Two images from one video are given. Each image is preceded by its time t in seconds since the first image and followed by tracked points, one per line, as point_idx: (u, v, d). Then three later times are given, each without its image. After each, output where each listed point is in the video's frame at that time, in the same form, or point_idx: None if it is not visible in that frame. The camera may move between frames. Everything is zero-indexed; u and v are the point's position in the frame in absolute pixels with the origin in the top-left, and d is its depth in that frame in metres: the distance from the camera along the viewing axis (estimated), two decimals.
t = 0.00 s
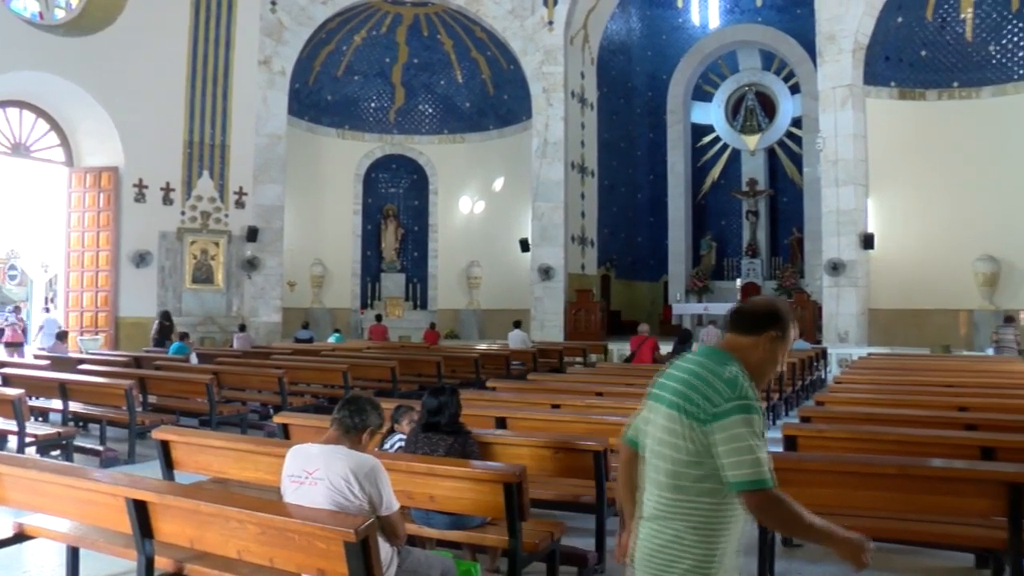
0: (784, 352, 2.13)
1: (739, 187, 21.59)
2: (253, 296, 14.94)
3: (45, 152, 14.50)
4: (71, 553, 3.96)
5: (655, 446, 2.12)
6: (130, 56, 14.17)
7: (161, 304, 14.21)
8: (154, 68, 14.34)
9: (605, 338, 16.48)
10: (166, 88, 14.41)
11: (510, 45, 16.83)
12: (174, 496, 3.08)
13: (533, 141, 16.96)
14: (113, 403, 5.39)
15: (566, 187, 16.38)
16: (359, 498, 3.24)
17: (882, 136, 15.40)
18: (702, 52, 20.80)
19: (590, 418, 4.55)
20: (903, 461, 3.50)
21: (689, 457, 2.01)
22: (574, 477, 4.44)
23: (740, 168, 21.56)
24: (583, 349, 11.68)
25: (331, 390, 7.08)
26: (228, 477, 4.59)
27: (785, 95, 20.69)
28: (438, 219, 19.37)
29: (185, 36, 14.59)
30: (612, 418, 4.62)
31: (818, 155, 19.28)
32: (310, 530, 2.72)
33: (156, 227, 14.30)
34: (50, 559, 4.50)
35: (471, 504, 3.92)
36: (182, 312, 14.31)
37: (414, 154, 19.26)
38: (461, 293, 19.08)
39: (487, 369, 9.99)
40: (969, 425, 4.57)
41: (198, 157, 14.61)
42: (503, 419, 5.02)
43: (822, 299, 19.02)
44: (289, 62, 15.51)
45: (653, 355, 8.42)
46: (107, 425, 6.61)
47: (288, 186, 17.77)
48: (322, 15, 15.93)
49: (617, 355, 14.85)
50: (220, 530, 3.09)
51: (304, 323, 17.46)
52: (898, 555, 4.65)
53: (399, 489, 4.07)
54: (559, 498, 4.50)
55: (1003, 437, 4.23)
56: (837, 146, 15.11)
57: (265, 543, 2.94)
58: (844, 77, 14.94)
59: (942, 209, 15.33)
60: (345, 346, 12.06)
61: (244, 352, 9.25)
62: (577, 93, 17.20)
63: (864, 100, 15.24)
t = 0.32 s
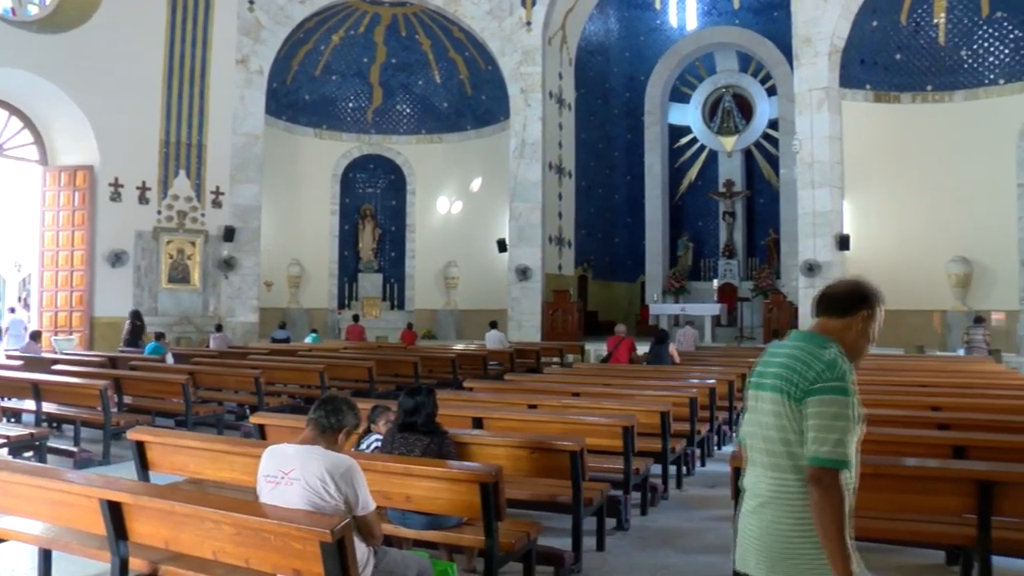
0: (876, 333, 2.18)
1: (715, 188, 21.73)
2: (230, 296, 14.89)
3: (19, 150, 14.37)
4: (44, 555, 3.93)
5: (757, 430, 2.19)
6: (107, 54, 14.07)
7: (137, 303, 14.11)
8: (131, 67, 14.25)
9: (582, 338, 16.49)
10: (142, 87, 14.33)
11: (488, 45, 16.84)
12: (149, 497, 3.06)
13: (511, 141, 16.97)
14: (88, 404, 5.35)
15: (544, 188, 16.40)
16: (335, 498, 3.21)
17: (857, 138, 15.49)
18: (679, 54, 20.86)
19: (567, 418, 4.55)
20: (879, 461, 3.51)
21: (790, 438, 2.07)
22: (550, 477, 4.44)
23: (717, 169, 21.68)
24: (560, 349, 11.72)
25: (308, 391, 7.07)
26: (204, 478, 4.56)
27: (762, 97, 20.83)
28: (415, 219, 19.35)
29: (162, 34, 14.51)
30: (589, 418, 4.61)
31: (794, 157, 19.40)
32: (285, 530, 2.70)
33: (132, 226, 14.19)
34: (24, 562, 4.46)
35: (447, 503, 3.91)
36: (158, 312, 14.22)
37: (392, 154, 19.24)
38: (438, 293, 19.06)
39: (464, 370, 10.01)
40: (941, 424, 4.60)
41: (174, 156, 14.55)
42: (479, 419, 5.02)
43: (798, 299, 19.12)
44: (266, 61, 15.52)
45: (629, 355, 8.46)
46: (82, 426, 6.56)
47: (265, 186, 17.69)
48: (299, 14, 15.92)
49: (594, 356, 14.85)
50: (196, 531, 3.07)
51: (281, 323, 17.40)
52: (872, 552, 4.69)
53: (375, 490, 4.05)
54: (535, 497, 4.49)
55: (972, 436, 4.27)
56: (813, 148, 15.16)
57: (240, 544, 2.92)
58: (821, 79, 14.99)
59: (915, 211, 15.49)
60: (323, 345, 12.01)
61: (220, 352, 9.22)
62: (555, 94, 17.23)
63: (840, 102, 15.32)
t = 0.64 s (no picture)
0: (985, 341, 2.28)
1: (689, 189, 21.86)
2: (203, 295, 14.80)
3: None
4: (11, 557, 3.88)
5: (871, 434, 2.27)
6: (79, 50, 13.94)
7: (109, 303, 13.98)
8: (102, 63, 14.12)
9: (557, 338, 16.52)
10: (114, 83, 14.21)
11: (463, 44, 16.86)
12: (121, 498, 3.03)
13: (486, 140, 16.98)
14: (59, 404, 5.30)
15: (519, 187, 16.42)
16: (308, 498, 3.20)
17: (829, 138, 15.60)
18: (653, 54, 20.94)
19: (540, 418, 4.56)
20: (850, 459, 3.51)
21: (914, 446, 2.15)
22: (524, 476, 4.44)
23: (691, 170, 21.81)
24: (535, 349, 11.75)
25: (282, 390, 7.06)
26: (176, 477, 4.53)
27: (735, 97, 20.98)
28: (389, 219, 19.31)
29: (134, 30, 14.41)
30: (562, 417, 4.63)
31: (767, 158, 19.54)
32: (259, 530, 2.69)
33: (103, 224, 14.06)
34: None
35: (421, 503, 3.90)
36: (130, 312, 14.11)
37: (367, 152, 19.17)
38: (413, 293, 19.03)
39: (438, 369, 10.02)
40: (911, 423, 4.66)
41: (147, 154, 14.45)
42: (453, 419, 5.02)
43: (770, 299, 19.25)
44: (240, 59, 15.42)
45: (603, 355, 8.50)
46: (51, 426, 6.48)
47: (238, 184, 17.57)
48: (274, 11, 15.85)
49: (568, 355, 14.88)
50: (168, 531, 3.05)
51: (254, 322, 17.30)
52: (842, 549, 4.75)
53: (349, 489, 4.03)
54: (508, 497, 4.49)
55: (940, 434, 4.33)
56: (786, 149, 15.34)
57: (213, 544, 2.90)
58: (793, 81, 15.15)
59: (885, 213, 15.65)
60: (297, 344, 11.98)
61: (193, 351, 9.16)
62: (529, 93, 17.24)
63: (812, 104, 15.44)
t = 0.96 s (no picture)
0: None
1: (665, 188, 21.97)
2: (178, 293, 14.74)
3: None
4: None
5: (947, 422, 2.43)
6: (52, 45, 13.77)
7: (82, 301, 13.86)
8: (76, 59, 13.99)
9: (533, 336, 16.53)
10: (88, 79, 14.09)
11: (440, 43, 16.87)
12: (93, 499, 3.00)
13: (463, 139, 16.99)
14: (31, 404, 5.25)
15: (495, 185, 16.45)
16: (283, 497, 3.18)
17: (804, 139, 15.70)
18: (631, 54, 21.03)
19: (516, 416, 4.56)
20: (823, 458, 3.50)
21: (1003, 432, 2.32)
22: (500, 475, 4.44)
23: (667, 169, 21.92)
24: (511, 348, 11.78)
25: (257, 389, 7.03)
26: (150, 477, 4.50)
27: (712, 98, 21.12)
28: (367, 218, 19.27)
29: (109, 26, 14.29)
30: (538, 417, 4.64)
31: (743, 158, 19.69)
32: (234, 530, 2.67)
33: (77, 221, 13.91)
34: None
35: (396, 502, 3.89)
36: (105, 310, 13.99)
37: (343, 151, 19.13)
38: (389, 292, 18.97)
39: (415, 368, 10.02)
40: (884, 421, 4.74)
41: (122, 151, 14.36)
42: (429, 418, 5.01)
43: (745, 298, 19.37)
44: (216, 56, 15.38)
45: (579, 353, 8.54)
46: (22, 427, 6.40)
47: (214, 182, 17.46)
48: (250, 9, 15.87)
49: (544, 354, 14.90)
50: (142, 532, 3.01)
51: (230, 321, 17.18)
52: (814, 546, 4.81)
53: (324, 489, 4.00)
54: (484, 496, 4.49)
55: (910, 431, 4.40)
56: (762, 149, 15.44)
57: (187, 545, 2.87)
58: (769, 82, 15.26)
59: (858, 213, 15.79)
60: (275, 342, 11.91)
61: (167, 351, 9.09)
62: (507, 92, 17.26)
63: (788, 104, 15.55)
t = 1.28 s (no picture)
0: None
1: (640, 187, 22.04)
2: (151, 291, 14.70)
3: None
4: None
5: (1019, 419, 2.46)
6: (22, 40, 13.59)
7: (53, 299, 13.71)
8: (46, 54, 13.82)
9: (507, 335, 16.55)
10: (58, 74, 13.93)
11: (415, 41, 16.84)
12: (63, 500, 2.96)
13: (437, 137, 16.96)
14: None
15: (470, 184, 16.44)
16: (256, 497, 3.16)
17: (775, 139, 15.83)
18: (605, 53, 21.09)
19: (490, 415, 4.56)
20: (795, 455, 3.49)
21: None
22: (474, 474, 4.44)
23: (642, 168, 22.00)
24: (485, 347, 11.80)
25: (231, 388, 7.00)
26: (122, 477, 4.46)
27: (687, 98, 21.25)
28: (341, 216, 19.21)
29: (80, 22, 14.16)
30: (512, 416, 4.65)
31: (717, 157, 19.83)
32: (206, 530, 2.66)
33: (47, 219, 13.75)
34: None
35: (370, 501, 3.87)
36: (76, 309, 13.86)
37: (318, 149, 19.04)
38: (364, 290, 18.90)
39: (389, 367, 10.02)
40: (854, 419, 4.79)
41: (93, 148, 14.24)
42: (403, 417, 5.00)
43: (718, 297, 19.50)
44: (189, 52, 15.39)
45: (553, 352, 8.56)
46: None
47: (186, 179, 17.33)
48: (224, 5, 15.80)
49: (518, 352, 14.92)
50: (113, 533, 2.96)
51: (203, 319, 17.06)
52: (784, 543, 4.85)
53: (298, 488, 3.98)
54: (458, 495, 4.49)
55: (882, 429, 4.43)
56: (735, 148, 15.54)
57: (159, 545, 2.84)
58: (743, 82, 15.34)
59: (829, 213, 15.94)
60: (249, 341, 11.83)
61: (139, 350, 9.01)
62: (482, 91, 17.27)
63: (762, 104, 15.67)
